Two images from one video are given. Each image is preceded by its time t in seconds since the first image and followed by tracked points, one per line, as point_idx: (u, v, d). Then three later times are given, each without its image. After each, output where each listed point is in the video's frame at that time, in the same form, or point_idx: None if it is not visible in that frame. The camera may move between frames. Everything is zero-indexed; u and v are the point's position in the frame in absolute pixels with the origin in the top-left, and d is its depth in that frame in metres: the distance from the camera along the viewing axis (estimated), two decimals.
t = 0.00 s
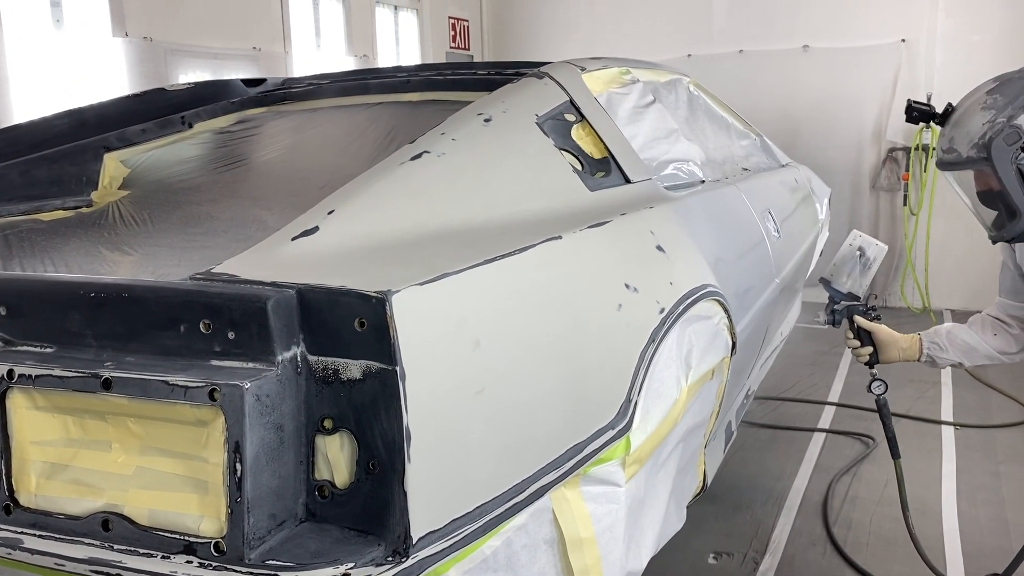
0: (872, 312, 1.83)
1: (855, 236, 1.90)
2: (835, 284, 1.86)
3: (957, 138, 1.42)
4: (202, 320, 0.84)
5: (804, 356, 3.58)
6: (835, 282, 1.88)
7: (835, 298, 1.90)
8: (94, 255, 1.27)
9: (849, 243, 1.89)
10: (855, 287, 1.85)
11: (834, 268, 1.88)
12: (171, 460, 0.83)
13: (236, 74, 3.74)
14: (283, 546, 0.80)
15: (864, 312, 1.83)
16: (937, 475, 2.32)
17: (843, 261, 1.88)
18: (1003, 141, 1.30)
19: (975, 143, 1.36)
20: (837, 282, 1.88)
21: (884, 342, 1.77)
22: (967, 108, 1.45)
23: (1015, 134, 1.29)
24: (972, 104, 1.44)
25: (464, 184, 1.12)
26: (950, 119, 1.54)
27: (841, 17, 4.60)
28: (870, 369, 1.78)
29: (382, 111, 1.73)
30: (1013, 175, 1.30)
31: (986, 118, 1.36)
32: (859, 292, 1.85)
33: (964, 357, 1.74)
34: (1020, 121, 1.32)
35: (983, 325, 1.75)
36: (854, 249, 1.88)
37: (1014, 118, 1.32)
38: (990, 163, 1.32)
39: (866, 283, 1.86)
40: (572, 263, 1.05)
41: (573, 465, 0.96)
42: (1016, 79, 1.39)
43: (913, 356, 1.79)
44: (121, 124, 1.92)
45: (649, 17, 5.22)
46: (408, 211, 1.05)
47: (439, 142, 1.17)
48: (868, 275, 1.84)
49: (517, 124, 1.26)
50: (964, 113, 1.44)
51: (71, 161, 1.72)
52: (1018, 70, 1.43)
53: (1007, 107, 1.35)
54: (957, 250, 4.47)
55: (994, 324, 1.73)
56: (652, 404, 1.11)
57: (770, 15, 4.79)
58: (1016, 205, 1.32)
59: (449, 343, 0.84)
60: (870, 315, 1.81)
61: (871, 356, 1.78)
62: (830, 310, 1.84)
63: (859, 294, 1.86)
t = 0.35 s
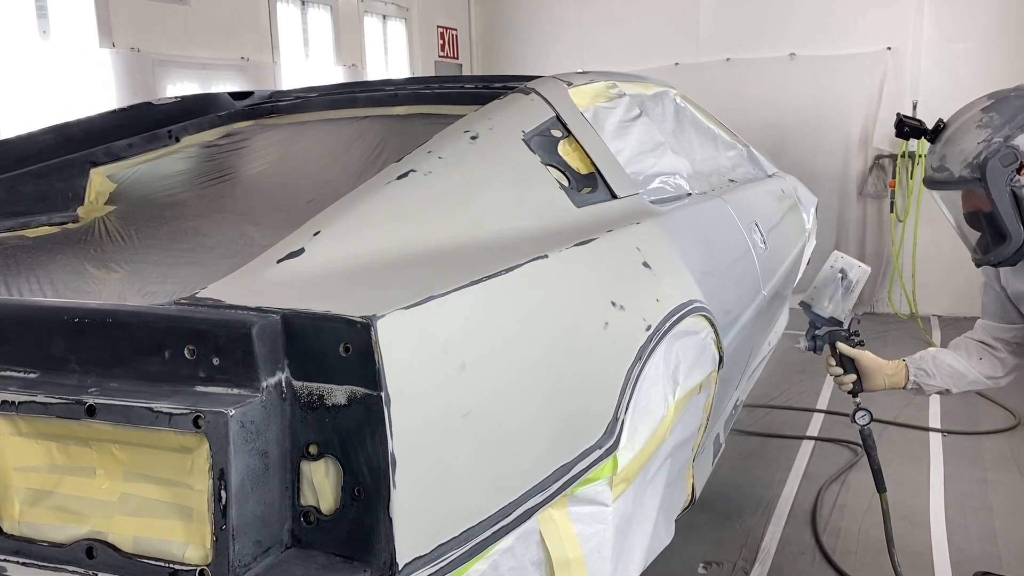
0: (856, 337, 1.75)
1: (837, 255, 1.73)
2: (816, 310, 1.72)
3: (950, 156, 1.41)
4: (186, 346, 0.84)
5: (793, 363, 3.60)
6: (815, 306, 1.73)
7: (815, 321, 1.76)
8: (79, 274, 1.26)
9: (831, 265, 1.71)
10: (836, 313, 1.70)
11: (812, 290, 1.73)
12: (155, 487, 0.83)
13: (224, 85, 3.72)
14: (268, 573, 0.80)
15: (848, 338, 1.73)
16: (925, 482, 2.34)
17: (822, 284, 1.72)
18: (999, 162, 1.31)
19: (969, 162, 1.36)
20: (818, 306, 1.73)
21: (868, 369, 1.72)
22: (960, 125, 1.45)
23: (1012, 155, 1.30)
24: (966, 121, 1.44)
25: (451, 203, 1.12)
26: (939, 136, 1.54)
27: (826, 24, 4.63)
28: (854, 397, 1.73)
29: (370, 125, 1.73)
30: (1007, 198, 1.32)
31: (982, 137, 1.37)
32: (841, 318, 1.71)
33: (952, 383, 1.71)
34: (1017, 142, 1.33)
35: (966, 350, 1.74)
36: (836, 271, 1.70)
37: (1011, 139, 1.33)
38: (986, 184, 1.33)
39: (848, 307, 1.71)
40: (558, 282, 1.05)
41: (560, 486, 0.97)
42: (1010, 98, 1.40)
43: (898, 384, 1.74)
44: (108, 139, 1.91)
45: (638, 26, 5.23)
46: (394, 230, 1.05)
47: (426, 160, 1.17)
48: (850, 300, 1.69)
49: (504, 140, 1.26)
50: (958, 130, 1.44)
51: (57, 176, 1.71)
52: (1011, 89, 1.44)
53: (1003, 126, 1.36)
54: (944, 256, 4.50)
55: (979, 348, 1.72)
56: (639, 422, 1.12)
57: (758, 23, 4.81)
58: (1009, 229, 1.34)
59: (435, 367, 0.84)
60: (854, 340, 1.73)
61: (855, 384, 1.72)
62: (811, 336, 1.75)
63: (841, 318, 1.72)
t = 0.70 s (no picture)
0: (837, 366, 1.73)
1: (815, 278, 1.75)
2: (796, 334, 1.70)
3: (948, 172, 1.41)
4: (172, 362, 0.83)
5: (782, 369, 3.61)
6: (796, 331, 1.72)
7: (795, 348, 1.74)
8: (66, 286, 1.25)
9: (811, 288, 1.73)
10: (817, 337, 1.69)
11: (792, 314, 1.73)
12: (141, 503, 0.83)
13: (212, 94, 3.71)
14: None
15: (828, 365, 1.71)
16: (913, 489, 2.35)
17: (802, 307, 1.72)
18: (1002, 180, 1.32)
19: (970, 179, 1.36)
20: (799, 332, 1.71)
21: (850, 398, 1.68)
22: (958, 140, 1.45)
23: (1015, 173, 1.31)
24: (964, 137, 1.44)
25: (438, 216, 1.13)
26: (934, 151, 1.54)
27: (813, 32, 4.67)
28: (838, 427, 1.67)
29: (358, 135, 1.74)
30: (1007, 217, 1.32)
31: (983, 153, 1.37)
32: (822, 343, 1.69)
33: (934, 408, 1.68)
34: (1018, 160, 1.34)
35: (946, 373, 1.71)
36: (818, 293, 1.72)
37: (1013, 157, 1.34)
38: (986, 203, 1.33)
39: (827, 332, 1.71)
40: (545, 296, 1.05)
41: (547, 500, 0.97)
42: (1008, 116, 1.41)
43: (883, 412, 1.70)
44: (94, 150, 1.90)
45: (627, 34, 5.25)
46: (380, 244, 1.06)
47: (413, 173, 1.17)
48: (830, 323, 1.71)
49: (491, 153, 1.27)
50: (955, 145, 1.44)
51: (43, 188, 1.70)
52: (1007, 107, 1.46)
53: (1005, 143, 1.36)
54: (931, 261, 4.54)
55: (959, 371, 1.69)
56: (627, 434, 1.13)
57: (746, 31, 4.84)
58: (1006, 248, 1.34)
59: (421, 383, 0.84)
60: (834, 367, 1.71)
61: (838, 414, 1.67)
62: (791, 363, 1.72)
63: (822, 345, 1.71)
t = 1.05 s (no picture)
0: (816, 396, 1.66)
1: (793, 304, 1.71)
2: (778, 364, 1.63)
3: (939, 187, 1.39)
4: (154, 375, 0.83)
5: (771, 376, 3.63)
6: (776, 362, 1.65)
7: (774, 378, 1.68)
8: (49, 297, 1.25)
9: (790, 313, 1.69)
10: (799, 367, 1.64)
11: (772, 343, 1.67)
12: (123, 516, 0.83)
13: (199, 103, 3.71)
14: None
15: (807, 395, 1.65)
16: (900, 494, 2.36)
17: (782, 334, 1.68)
18: (996, 195, 1.31)
19: (963, 195, 1.35)
20: (780, 363, 1.64)
21: (833, 430, 1.61)
22: (949, 154, 1.43)
23: (1009, 189, 1.31)
24: (956, 150, 1.43)
25: (423, 226, 1.13)
26: (923, 165, 1.52)
27: (798, 40, 4.71)
28: (820, 460, 1.62)
29: (345, 144, 1.74)
30: (999, 233, 1.32)
31: (976, 168, 1.36)
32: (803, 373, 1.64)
33: (915, 434, 1.62)
34: (1013, 175, 1.34)
35: (920, 397, 1.67)
36: (798, 319, 1.68)
37: (1008, 171, 1.33)
38: (980, 219, 1.32)
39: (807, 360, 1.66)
40: (530, 305, 1.05)
41: (531, 509, 0.98)
42: (999, 130, 1.40)
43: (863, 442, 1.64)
44: (79, 160, 1.89)
45: (614, 42, 5.28)
46: (365, 255, 1.06)
47: (398, 184, 1.17)
48: (809, 349, 1.66)
49: (476, 162, 1.27)
50: (947, 159, 1.42)
51: (27, 198, 1.69)
52: (994, 121, 1.45)
53: (998, 158, 1.35)
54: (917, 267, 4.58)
55: (933, 395, 1.66)
56: (611, 443, 1.13)
57: (732, 39, 4.88)
58: (997, 264, 1.34)
59: (404, 394, 0.85)
60: (814, 397, 1.65)
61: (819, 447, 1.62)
62: (770, 394, 1.65)
63: (802, 375, 1.64)
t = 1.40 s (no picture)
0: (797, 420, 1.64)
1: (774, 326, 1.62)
2: (770, 399, 1.58)
3: (906, 202, 1.41)
4: (144, 391, 0.83)
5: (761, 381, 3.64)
6: (765, 395, 1.59)
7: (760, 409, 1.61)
8: (38, 310, 1.25)
9: (775, 340, 1.62)
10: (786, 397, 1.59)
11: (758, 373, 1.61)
12: (113, 532, 0.83)
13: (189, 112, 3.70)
14: None
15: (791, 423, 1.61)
16: (890, 499, 2.38)
17: (766, 362, 1.61)
18: (958, 210, 1.31)
19: (928, 209, 1.36)
20: (769, 395, 1.58)
21: (813, 459, 1.57)
22: (916, 169, 1.45)
23: (970, 202, 1.31)
24: (923, 165, 1.44)
25: (413, 238, 1.14)
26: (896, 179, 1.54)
27: (787, 47, 4.74)
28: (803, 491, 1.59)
29: (335, 154, 1.75)
30: (965, 245, 1.33)
31: (940, 182, 1.37)
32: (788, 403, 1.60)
33: (892, 451, 1.60)
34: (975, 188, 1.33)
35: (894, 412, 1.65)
36: (782, 347, 1.61)
37: (969, 184, 1.33)
38: (944, 232, 1.32)
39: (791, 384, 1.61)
40: (519, 318, 1.06)
41: (522, 521, 0.98)
42: (966, 143, 1.40)
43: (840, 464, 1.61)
44: (68, 171, 1.89)
45: (604, 49, 5.30)
46: (355, 268, 1.06)
47: (387, 196, 1.18)
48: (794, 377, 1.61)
49: (465, 174, 1.28)
50: (915, 174, 1.44)
51: (17, 210, 1.69)
52: (965, 133, 1.45)
53: (960, 172, 1.36)
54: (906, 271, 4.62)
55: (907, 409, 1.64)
56: (601, 453, 1.14)
57: (721, 46, 4.91)
58: (966, 276, 1.36)
59: (393, 408, 0.85)
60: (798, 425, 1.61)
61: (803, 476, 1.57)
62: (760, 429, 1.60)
63: (789, 404, 1.60)
